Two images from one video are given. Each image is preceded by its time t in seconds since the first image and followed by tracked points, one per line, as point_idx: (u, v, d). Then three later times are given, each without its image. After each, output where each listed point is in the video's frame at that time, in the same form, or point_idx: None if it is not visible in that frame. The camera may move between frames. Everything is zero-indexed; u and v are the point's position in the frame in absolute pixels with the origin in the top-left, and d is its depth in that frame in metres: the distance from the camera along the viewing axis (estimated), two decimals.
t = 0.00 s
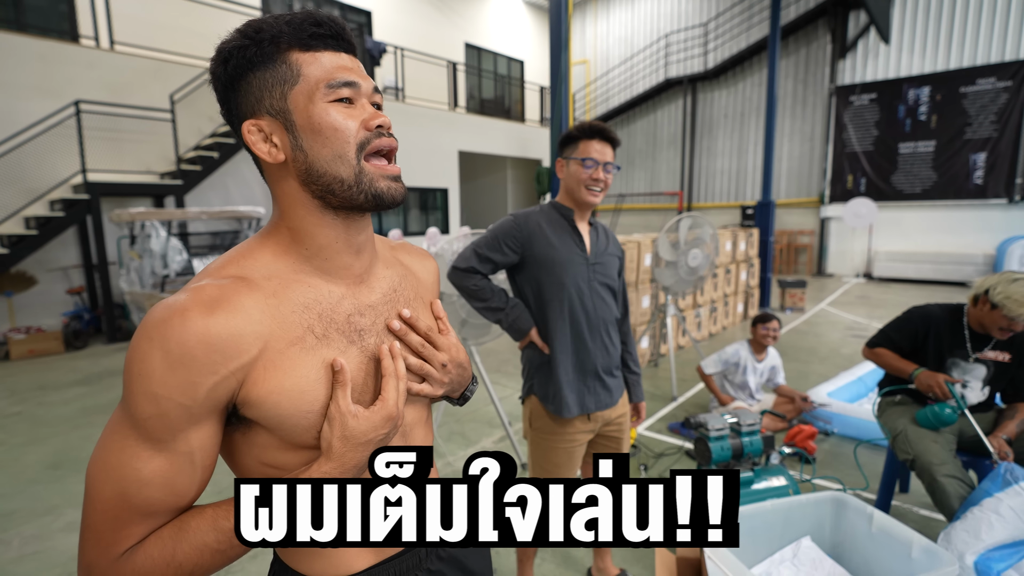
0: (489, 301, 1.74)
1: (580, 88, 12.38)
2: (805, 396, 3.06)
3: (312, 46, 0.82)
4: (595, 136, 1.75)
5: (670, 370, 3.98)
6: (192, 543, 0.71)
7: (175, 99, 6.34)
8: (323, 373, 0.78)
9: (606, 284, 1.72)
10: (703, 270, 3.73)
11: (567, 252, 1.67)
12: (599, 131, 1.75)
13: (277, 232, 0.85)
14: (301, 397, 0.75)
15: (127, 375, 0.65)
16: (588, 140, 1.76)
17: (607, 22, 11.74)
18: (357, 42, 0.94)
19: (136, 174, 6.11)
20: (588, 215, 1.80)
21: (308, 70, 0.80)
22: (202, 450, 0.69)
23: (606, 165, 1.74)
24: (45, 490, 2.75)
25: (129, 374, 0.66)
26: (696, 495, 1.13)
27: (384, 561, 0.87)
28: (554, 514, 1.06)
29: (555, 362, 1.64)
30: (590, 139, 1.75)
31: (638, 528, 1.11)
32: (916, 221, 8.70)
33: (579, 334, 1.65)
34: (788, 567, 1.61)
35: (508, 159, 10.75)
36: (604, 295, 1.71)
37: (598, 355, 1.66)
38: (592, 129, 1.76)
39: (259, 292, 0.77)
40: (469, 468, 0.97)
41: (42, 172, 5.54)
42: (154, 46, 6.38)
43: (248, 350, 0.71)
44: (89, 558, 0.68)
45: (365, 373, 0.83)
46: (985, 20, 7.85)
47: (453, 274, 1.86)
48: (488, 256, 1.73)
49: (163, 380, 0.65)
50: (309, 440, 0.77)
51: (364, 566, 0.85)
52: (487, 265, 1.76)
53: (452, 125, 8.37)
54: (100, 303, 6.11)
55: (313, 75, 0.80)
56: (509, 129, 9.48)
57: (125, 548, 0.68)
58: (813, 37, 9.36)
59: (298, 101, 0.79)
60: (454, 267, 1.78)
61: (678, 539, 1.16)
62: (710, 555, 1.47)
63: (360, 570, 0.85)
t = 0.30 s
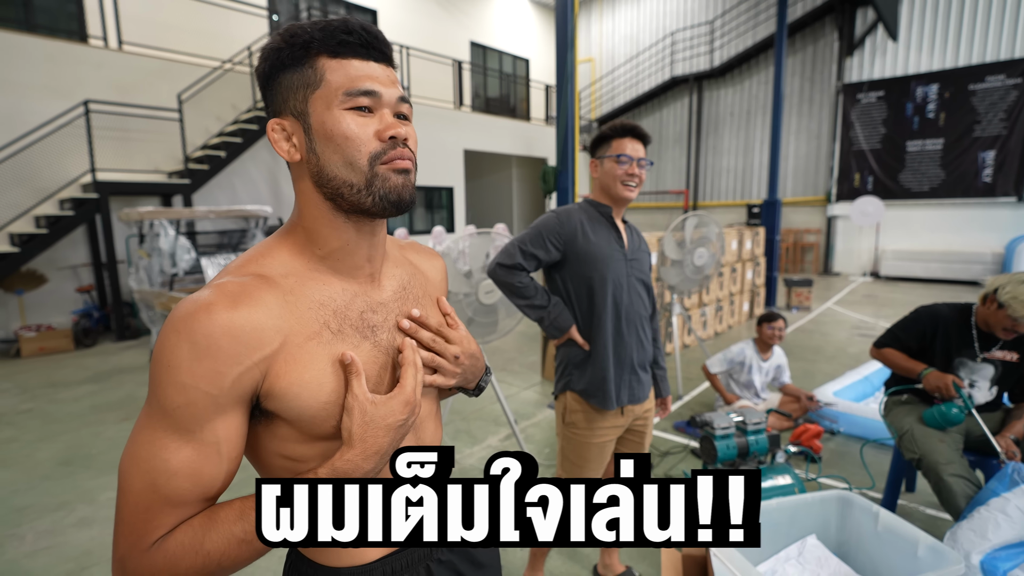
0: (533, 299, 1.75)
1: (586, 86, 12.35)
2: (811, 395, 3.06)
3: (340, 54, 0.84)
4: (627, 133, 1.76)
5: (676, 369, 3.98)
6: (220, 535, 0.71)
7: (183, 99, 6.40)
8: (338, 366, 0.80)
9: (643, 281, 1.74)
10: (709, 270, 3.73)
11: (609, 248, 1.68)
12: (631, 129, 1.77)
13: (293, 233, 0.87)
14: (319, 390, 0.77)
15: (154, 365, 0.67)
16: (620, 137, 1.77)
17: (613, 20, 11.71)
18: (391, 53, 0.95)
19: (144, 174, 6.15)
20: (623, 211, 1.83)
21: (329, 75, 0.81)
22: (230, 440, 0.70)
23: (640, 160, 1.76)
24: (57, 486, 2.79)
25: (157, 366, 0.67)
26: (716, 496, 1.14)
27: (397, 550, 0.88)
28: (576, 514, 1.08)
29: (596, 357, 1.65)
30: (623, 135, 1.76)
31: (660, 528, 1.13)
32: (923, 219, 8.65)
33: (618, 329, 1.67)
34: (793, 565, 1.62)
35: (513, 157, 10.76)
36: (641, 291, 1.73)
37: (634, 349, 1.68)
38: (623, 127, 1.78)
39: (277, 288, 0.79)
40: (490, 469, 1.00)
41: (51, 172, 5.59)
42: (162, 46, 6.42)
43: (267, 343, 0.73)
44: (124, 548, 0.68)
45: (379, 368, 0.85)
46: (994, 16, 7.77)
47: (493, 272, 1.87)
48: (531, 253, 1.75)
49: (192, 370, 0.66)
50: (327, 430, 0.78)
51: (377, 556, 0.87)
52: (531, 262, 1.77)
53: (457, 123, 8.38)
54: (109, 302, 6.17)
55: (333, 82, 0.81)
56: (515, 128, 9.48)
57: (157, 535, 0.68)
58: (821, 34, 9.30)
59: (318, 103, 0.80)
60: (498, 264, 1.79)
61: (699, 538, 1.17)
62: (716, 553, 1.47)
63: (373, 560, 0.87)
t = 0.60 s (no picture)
0: (551, 294, 1.74)
1: (592, 87, 12.34)
2: (817, 397, 3.05)
3: (352, 62, 0.84)
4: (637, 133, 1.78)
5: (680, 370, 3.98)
6: (250, 534, 0.70)
7: (192, 99, 6.46)
8: (349, 361, 0.81)
9: (664, 282, 1.75)
10: (715, 271, 3.73)
11: (631, 249, 1.69)
12: (645, 128, 1.78)
13: (306, 233, 0.89)
14: (330, 382, 0.79)
15: (177, 357, 0.70)
16: (633, 138, 1.79)
17: (619, 21, 11.70)
18: (403, 54, 0.94)
19: (153, 172, 6.21)
20: (645, 211, 1.82)
21: (342, 83, 0.83)
22: (252, 433, 0.71)
23: (650, 156, 1.76)
24: (66, 480, 2.82)
25: (181, 360, 0.71)
26: (737, 494, 1.09)
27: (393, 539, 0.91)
28: (597, 514, 1.00)
29: (613, 354, 1.66)
30: (637, 135, 1.78)
31: (683, 528, 1.04)
32: (931, 222, 8.59)
33: (636, 328, 1.68)
34: (798, 566, 1.62)
35: (519, 158, 10.77)
36: (661, 292, 1.74)
37: (651, 349, 1.68)
38: (638, 127, 1.79)
39: (290, 286, 0.80)
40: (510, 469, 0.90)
41: (62, 170, 5.66)
42: (171, 45, 6.47)
43: (278, 337, 0.75)
44: (183, 527, 0.72)
45: (386, 365, 0.85)
46: (1004, 18, 7.71)
47: (514, 268, 1.88)
48: (553, 251, 1.76)
49: (212, 363, 0.69)
50: (336, 420, 0.80)
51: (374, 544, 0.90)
52: (552, 259, 1.78)
53: (463, 123, 8.41)
54: (117, 299, 6.23)
55: (346, 90, 0.82)
56: (521, 128, 9.49)
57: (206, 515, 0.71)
58: (829, 36, 9.25)
59: (330, 112, 0.82)
60: (518, 260, 1.79)
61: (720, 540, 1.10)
62: (719, 553, 1.48)
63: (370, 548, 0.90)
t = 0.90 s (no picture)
0: (549, 294, 1.78)
1: (597, 87, 12.33)
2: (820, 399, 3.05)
3: (349, 63, 0.85)
4: (636, 133, 1.78)
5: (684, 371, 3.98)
6: (259, 526, 0.72)
7: (199, 97, 6.50)
8: (355, 356, 0.82)
9: (669, 284, 1.72)
10: (719, 272, 3.73)
11: (630, 250, 1.69)
12: (646, 129, 1.78)
13: (317, 231, 0.90)
14: (334, 377, 0.80)
15: (189, 347, 0.72)
16: (635, 140, 1.79)
17: (625, 21, 11.69)
18: (408, 52, 0.92)
19: (160, 170, 6.25)
20: (650, 212, 1.80)
21: (338, 85, 0.84)
22: (259, 425, 0.73)
23: (650, 157, 1.76)
24: (73, 475, 2.85)
25: (192, 349, 0.73)
26: (759, 493, 1.03)
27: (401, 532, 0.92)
28: (619, 515, 1.00)
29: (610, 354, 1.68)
30: (638, 137, 1.78)
31: (703, 528, 1.02)
32: (937, 225, 8.56)
33: (634, 329, 1.68)
34: (801, 568, 1.62)
35: (523, 158, 10.78)
36: (664, 294, 1.71)
37: (651, 351, 1.68)
38: (637, 128, 1.79)
39: (299, 282, 0.82)
40: (533, 468, 0.92)
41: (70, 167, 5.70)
42: (178, 44, 6.51)
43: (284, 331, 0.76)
44: (185, 514, 0.72)
45: (392, 362, 0.86)
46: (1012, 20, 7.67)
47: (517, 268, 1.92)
48: (552, 251, 1.79)
49: (220, 353, 0.71)
50: (341, 414, 0.81)
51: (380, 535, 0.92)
52: (550, 259, 1.82)
53: (468, 123, 8.42)
54: (123, 296, 6.28)
55: (341, 89, 0.84)
56: (525, 128, 9.51)
57: (212, 504, 0.71)
58: (835, 37, 9.22)
59: (327, 110, 0.84)
60: (518, 259, 1.83)
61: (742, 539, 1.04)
62: (722, 553, 1.49)
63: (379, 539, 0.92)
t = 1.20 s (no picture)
0: (539, 297, 1.83)
1: (601, 87, 12.33)
2: (824, 400, 3.05)
3: (359, 82, 0.83)
4: (616, 133, 1.75)
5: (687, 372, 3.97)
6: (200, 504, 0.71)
7: (204, 96, 6.53)
8: (362, 348, 0.83)
9: (661, 284, 1.71)
10: (722, 273, 3.73)
11: (617, 252, 1.70)
12: (626, 127, 1.74)
13: (330, 230, 0.92)
14: (343, 366, 0.81)
15: (204, 336, 0.75)
16: (616, 140, 1.75)
17: (629, 21, 11.69)
18: (423, 66, 0.88)
19: (165, 169, 6.29)
20: (640, 211, 1.78)
21: (345, 103, 0.84)
22: (253, 409, 0.74)
23: (633, 156, 1.72)
24: (79, 472, 2.87)
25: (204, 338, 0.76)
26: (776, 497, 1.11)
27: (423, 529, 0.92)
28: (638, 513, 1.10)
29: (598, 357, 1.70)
30: (619, 136, 1.74)
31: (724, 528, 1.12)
32: (941, 226, 8.53)
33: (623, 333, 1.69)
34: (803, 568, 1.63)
35: (527, 157, 10.78)
36: (657, 294, 1.70)
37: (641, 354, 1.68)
38: (617, 128, 1.75)
39: (311, 276, 0.84)
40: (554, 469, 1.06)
41: (76, 165, 5.74)
42: (183, 43, 6.53)
43: (292, 321, 0.78)
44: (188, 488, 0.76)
45: (400, 356, 0.87)
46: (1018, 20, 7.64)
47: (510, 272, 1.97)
48: (538, 255, 1.83)
49: (227, 341, 0.74)
50: (352, 404, 0.82)
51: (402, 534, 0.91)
52: (538, 263, 1.85)
53: (472, 123, 8.43)
54: (128, 294, 6.31)
55: (346, 108, 0.84)
56: (529, 128, 9.51)
57: (191, 478, 0.75)
58: (839, 37, 9.20)
59: (334, 126, 0.85)
60: (507, 265, 1.88)
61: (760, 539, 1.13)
62: (725, 553, 1.49)
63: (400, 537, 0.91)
